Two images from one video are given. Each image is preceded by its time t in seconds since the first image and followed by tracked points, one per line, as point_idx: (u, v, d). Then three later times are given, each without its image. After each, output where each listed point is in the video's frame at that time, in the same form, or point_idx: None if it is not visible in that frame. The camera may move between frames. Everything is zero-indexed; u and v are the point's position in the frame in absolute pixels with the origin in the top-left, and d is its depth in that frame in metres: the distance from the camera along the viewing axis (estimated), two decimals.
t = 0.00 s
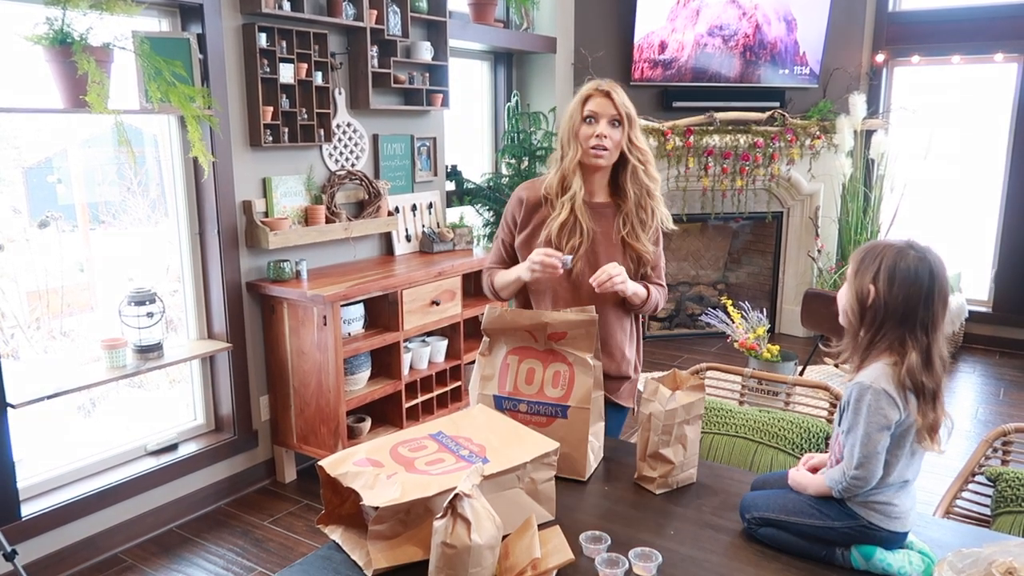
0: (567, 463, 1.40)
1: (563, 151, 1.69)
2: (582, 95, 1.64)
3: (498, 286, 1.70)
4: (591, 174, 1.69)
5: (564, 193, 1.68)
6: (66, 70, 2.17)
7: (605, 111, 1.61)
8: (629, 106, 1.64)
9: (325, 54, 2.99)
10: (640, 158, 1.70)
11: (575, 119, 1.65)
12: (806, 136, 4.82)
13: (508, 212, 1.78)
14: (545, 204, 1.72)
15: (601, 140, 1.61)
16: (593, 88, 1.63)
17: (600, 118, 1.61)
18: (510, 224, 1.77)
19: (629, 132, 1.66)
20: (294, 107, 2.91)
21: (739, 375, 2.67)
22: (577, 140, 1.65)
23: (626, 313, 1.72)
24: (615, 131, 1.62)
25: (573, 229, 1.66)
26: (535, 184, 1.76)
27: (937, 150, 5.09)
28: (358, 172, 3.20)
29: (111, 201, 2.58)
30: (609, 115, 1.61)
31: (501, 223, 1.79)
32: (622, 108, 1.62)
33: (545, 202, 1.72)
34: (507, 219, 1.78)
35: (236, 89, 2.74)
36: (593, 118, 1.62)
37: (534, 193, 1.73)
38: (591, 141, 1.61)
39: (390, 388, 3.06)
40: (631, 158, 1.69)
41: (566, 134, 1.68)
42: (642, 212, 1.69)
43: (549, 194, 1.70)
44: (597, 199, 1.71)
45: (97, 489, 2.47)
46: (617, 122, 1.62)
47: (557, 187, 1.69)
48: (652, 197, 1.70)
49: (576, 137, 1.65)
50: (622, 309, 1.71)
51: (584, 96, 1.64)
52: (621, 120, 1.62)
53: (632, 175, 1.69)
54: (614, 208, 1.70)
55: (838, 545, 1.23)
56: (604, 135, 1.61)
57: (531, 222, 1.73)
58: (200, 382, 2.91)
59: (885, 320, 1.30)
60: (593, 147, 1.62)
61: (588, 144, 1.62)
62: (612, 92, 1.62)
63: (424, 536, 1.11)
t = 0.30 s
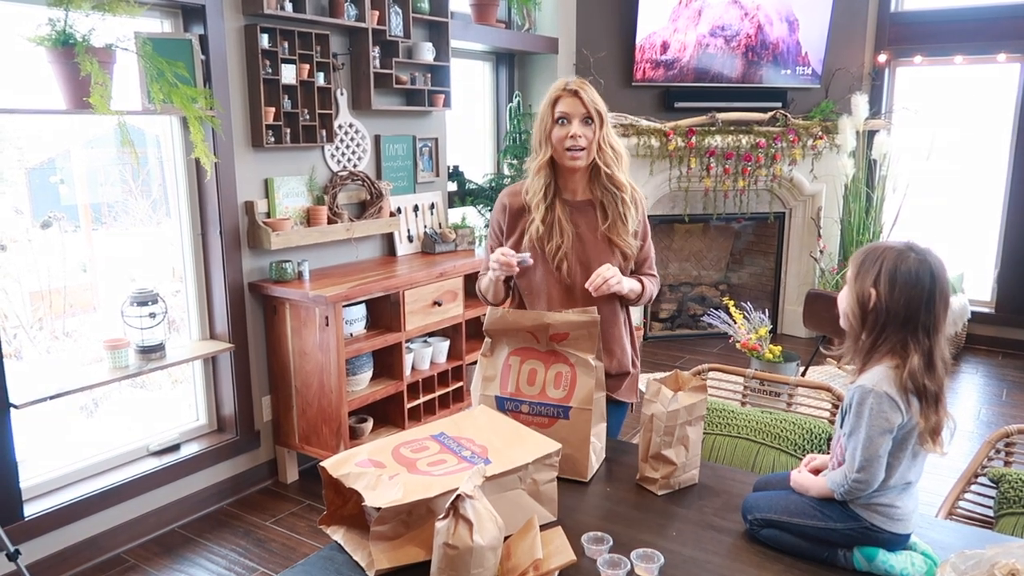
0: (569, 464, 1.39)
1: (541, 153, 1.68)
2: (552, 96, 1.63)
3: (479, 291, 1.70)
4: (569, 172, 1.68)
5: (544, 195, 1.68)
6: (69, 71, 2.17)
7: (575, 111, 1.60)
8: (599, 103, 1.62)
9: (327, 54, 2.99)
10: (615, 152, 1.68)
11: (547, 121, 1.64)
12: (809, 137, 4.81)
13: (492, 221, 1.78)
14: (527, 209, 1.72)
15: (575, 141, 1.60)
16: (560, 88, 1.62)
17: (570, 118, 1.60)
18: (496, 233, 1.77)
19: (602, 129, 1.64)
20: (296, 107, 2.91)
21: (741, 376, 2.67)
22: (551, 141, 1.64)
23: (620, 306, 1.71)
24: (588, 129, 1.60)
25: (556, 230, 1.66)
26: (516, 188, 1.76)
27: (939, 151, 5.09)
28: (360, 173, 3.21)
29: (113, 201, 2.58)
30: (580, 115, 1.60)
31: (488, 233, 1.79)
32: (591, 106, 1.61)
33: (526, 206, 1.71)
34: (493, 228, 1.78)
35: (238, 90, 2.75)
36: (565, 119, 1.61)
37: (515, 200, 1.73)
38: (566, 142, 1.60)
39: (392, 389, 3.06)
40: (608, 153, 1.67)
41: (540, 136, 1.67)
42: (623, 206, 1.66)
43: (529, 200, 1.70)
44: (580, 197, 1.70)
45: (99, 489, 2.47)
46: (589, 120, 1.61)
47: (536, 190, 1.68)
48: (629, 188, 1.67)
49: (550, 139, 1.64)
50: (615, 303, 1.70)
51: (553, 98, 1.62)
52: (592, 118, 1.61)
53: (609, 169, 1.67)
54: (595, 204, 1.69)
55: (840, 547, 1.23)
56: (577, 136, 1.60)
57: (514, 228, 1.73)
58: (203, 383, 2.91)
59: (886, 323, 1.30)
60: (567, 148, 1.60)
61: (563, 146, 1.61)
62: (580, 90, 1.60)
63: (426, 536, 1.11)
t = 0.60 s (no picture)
0: (571, 464, 1.39)
1: (535, 154, 1.68)
2: (545, 97, 1.62)
3: (471, 287, 1.74)
4: (565, 172, 1.67)
5: (540, 196, 1.67)
6: (71, 71, 2.17)
7: (569, 112, 1.59)
8: (592, 103, 1.61)
9: (328, 55, 2.99)
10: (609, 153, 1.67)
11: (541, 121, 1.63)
12: (811, 137, 4.81)
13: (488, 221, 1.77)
14: (523, 209, 1.71)
15: (570, 142, 1.59)
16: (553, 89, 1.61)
17: (565, 120, 1.59)
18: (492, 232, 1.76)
19: (597, 130, 1.63)
20: (298, 108, 2.91)
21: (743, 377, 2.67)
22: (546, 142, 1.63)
23: (617, 304, 1.71)
24: (582, 131, 1.60)
25: (552, 230, 1.66)
26: (512, 189, 1.75)
27: (941, 151, 5.08)
28: (362, 173, 3.21)
29: (116, 202, 2.59)
30: (574, 116, 1.59)
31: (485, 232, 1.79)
32: (586, 107, 1.60)
33: (522, 207, 1.71)
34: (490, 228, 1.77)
35: (241, 90, 2.75)
36: (559, 121, 1.60)
37: (512, 200, 1.72)
38: (560, 144, 1.60)
39: (394, 389, 3.06)
40: (602, 153, 1.66)
41: (535, 137, 1.66)
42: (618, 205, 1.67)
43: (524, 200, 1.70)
44: (575, 197, 1.70)
45: (101, 489, 2.47)
46: (583, 121, 1.60)
47: (533, 190, 1.68)
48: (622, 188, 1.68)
49: (545, 141, 1.63)
50: (612, 301, 1.70)
51: (546, 99, 1.61)
52: (586, 119, 1.60)
53: (604, 170, 1.67)
54: (590, 204, 1.69)
55: (842, 548, 1.24)
56: (572, 137, 1.59)
57: (510, 229, 1.71)
58: (205, 383, 2.92)
59: (888, 324, 1.30)
60: (562, 150, 1.60)
61: (558, 147, 1.60)
62: (574, 91, 1.59)
63: (428, 537, 1.11)
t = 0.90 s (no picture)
0: (572, 465, 1.39)
1: (539, 154, 1.68)
2: (550, 97, 1.62)
3: (473, 284, 1.74)
4: (567, 172, 1.68)
5: (543, 196, 1.67)
6: (73, 71, 2.17)
7: (572, 113, 1.59)
8: (597, 104, 1.61)
9: (330, 55, 3.00)
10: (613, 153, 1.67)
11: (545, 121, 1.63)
12: (813, 137, 4.81)
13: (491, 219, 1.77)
14: (525, 209, 1.70)
15: (572, 143, 1.59)
16: (557, 89, 1.61)
17: (568, 121, 1.59)
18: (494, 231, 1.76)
19: (600, 131, 1.63)
20: (300, 108, 2.92)
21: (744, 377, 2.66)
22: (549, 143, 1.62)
23: (617, 305, 1.71)
24: (585, 132, 1.60)
25: (555, 231, 1.65)
26: (515, 188, 1.75)
27: (943, 151, 5.07)
28: (364, 174, 3.21)
29: (118, 202, 2.59)
30: (578, 117, 1.59)
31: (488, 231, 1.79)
32: (590, 108, 1.59)
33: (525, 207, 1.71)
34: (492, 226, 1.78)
35: (242, 90, 2.75)
36: (562, 122, 1.60)
37: (514, 200, 1.72)
38: (563, 145, 1.59)
39: (396, 389, 3.06)
40: (606, 154, 1.66)
41: (539, 137, 1.67)
42: (621, 207, 1.67)
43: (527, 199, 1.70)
44: (578, 197, 1.70)
45: (104, 489, 2.47)
46: (586, 122, 1.60)
47: (536, 190, 1.68)
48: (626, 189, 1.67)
49: (548, 142, 1.63)
50: (612, 301, 1.70)
51: (551, 99, 1.61)
52: (590, 120, 1.60)
53: (607, 171, 1.66)
54: (592, 204, 1.69)
55: (844, 548, 1.23)
56: (575, 138, 1.59)
57: (513, 229, 1.72)
58: (207, 383, 2.92)
59: (890, 325, 1.30)
60: (565, 151, 1.59)
61: (560, 148, 1.60)
62: (578, 92, 1.59)
63: (430, 536, 1.11)
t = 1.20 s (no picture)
0: (574, 465, 1.39)
1: (544, 154, 1.68)
2: (556, 97, 1.62)
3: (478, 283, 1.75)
4: (572, 173, 1.68)
5: (548, 196, 1.67)
6: (76, 71, 2.18)
7: (577, 113, 1.59)
8: (603, 105, 1.61)
9: (332, 55, 3.00)
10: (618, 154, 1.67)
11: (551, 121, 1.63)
12: (814, 137, 4.81)
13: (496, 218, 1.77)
14: (530, 208, 1.71)
15: (577, 143, 1.59)
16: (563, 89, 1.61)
17: (573, 121, 1.59)
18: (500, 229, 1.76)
19: (606, 131, 1.63)
20: (301, 108, 2.92)
21: (746, 378, 2.66)
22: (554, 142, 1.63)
23: (620, 305, 1.71)
24: (590, 133, 1.60)
25: (559, 231, 1.65)
26: (520, 187, 1.75)
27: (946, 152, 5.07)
28: (365, 173, 3.21)
29: (120, 201, 2.59)
30: (583, 117, 1.59)
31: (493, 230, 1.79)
32: (595, 108, 1.59)
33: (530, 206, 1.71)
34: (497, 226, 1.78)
35: (244, 90, 2.75)
36: (567, 122, 1.60)
37: (519, 198, 1.73)
38: (568, 144, 1.60)
39: (397, 389, 3.06)
40: (611, 154, 1.66)
41: (544, 137, 1.67)
42: (625, 208, 1.67)
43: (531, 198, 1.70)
44: (582, 198, 1.70)
45: (105, 489, 2.48)
46: (592, 122, 1.60)
47: (541, 190, 1.68)
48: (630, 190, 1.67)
49: (553, 141, 1.64)
50: (614, 301, 1.70)
51: (557, 99, 1.61)
52: (596, 120, 1.60)
53: (612, 172, 1.66)
54: (597, 205, 1.68)
55: (846, 550, 1.23)
56: (580, 138, 1.59)
57: (518, 228, 1.72)
58: (208, 383, 2.92)
59: (890, 326, 1.29)
60: (569, 150, 1.60)
61: (565, 148, 1.61)
62: (584, 92, 1.59)
63: (431, 536, 1.10)
